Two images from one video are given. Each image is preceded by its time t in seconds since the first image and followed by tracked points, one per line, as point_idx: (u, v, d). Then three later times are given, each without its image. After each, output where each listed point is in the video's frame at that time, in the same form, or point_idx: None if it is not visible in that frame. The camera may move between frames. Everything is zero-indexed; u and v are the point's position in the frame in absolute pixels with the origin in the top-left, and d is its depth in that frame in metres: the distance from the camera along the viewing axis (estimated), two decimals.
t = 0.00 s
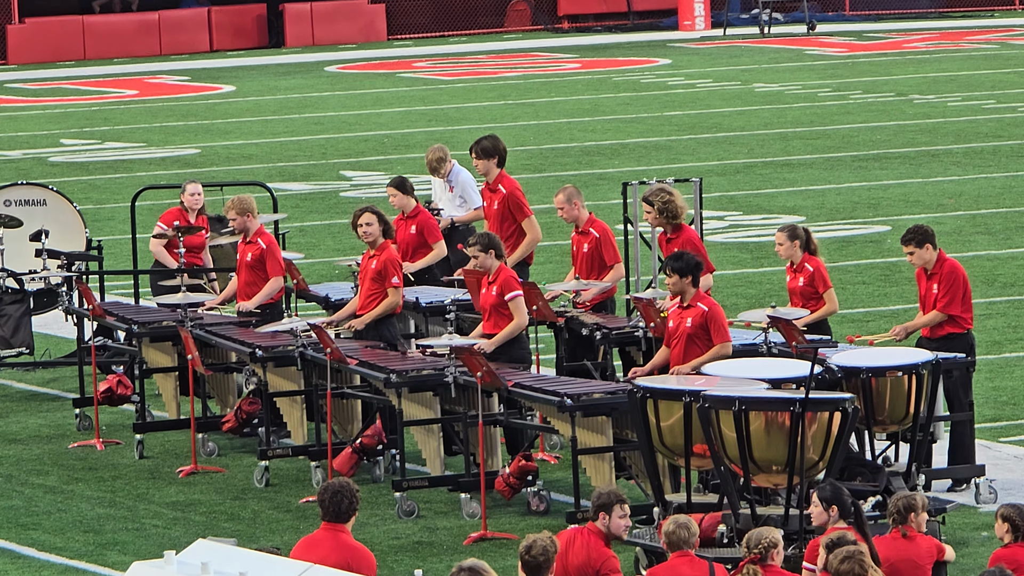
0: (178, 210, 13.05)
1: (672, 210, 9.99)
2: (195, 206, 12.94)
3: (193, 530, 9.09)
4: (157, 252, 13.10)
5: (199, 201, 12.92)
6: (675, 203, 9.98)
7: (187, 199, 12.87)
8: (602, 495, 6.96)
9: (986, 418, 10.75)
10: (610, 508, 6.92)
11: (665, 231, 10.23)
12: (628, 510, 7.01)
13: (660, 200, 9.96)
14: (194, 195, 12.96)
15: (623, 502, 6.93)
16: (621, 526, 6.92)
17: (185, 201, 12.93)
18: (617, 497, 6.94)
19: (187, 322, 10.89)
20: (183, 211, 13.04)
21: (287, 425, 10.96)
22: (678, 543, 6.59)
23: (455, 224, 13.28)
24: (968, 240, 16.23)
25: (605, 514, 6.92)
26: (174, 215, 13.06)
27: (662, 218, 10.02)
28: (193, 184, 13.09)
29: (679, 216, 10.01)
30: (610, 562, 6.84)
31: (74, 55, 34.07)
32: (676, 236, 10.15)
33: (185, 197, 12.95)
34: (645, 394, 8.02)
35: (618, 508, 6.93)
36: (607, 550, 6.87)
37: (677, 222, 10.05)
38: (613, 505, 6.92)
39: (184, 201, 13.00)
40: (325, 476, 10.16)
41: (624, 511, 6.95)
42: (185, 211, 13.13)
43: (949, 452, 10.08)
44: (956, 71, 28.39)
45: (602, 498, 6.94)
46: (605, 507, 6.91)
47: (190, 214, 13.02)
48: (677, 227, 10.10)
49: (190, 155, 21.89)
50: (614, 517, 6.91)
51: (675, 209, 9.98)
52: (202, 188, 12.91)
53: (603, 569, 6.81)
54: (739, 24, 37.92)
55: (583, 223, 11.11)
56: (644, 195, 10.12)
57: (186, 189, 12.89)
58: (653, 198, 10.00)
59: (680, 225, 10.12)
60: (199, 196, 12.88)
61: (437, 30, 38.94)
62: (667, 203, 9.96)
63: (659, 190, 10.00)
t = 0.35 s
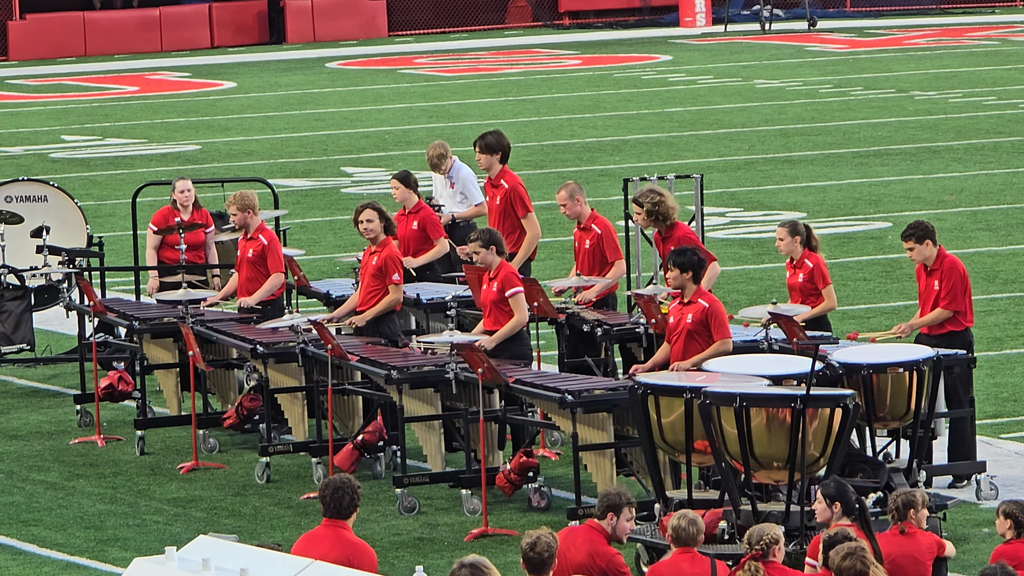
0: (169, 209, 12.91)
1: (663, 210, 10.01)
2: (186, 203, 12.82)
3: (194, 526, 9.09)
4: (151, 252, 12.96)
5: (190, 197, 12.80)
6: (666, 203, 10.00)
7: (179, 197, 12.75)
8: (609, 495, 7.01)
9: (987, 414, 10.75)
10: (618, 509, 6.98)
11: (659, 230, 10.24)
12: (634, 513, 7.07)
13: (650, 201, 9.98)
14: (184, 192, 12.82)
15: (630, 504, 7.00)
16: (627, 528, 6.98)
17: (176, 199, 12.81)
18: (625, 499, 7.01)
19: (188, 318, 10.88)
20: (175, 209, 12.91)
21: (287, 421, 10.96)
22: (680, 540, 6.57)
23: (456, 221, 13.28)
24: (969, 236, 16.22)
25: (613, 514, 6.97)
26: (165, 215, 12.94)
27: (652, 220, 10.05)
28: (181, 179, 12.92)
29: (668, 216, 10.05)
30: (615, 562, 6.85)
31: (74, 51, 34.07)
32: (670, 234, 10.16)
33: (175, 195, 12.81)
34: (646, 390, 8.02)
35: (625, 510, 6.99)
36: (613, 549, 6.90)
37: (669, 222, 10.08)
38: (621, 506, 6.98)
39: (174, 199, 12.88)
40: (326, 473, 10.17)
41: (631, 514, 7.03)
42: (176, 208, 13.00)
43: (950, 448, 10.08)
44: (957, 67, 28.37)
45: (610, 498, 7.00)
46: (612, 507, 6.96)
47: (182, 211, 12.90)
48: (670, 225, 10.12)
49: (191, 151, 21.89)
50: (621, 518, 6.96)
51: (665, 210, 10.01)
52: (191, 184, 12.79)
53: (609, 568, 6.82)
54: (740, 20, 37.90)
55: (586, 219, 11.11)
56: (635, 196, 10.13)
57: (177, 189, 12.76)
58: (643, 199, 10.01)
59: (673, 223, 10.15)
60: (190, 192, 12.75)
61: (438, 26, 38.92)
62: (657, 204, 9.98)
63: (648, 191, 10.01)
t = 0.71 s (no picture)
0: (164, 213, 12.90)
1: (660, 213, 10.03)
2: (181, 206, 12.82)
3: (196, 527, 9.09)
4: (151, 258, 12.95)
5: (184, 200, 12.81)
6: (663, 206, 10.03)
7: (174, 201, 12.75)
8: (611, 496, 6.98)
9: (988, 416, 10.74)
10: (621, 511, 6.94)
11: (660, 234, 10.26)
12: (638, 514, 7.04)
13: (647, 205, 10.02)
14: (178, 196, 12.82)
15: (634, 504, 6.96)
16: (630, 529, 6.95)
17: (170, 203, 12.81)
18: (629, 500, 6.96)
19: (190, 319, 10.88)
20: (169, 214, 12.90)
21: (289, 421, 10.96)
22: (685, 540, 6.57)
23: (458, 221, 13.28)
24: (971, 237, 16.23)
25: (616, 516, 6.94)
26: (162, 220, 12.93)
27: (650, 223, 10.06)
28: (175, 184, 12.92)
29: (666, 220, 10.06)
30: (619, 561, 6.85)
31: (76, 51, 34.08)
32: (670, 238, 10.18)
33: (169, 200, 12.81)
34: (647, 391, 8.01)
35: (629, 511, 6.95)
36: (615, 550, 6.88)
37: (667, 225, 10.09)
38: (624, 508, 6.94)
39: (169, 203, 12.87)
40: (328, 473, 10.16)
41: (634, 514, 6.99)
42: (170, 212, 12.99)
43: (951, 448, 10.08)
44: (959, 68, 28.38)
45: (613, 500, 6.97)
46: (616, 510, 6.93)
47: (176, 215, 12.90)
48: (669, 228, 10.13)
49: (192, 151, 21.90)
50: (625, 519, 6.94)
51: (663, 213, 10.03)
52: (185, 187, 12.78)
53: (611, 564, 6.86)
54: (742, 21, 37.91)
55: (588, 220, 11.11)
56: (632, 199, 10.16)
57: (171, 193, 12.75)
58: (641, 203, 10.04)
59: (673, 226, 10.16)
60: (185, 195, 12.76)
61: (439, 27, 38.92)
62: (654, 207, 10.02)
63: (646, 195, 10.05)
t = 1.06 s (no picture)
0: (161, 216, 12.88)
1: (659, 214, 10.02)
2: (178, 209, 12.80)
3: (197, 527, 9.09)
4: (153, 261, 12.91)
5: (181, 201, 12.78)
6: (661, 208, 10.02)
7: (171, 204, 12.71)
8: (618, 498, 6.96)
9: (989, 416, 10.74)
10: (627, 514, 6.93)
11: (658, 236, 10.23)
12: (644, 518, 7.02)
13: (645, 207, 9.99)
14: (175, 198, 12.79)
15: (639, 507, 6.94)
16: (635, 532, 6.94)
17: (167, 205, 12.78)
18: (635, 503, 6.96)
19: (191, 319, 10.87)
20: (166, 216, 12.88)
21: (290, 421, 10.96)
22: (686, 542, 6.57)
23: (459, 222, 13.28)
24: (972, 238, 16.23)
25: (621, 518, 6.93)
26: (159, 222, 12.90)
27: (649, 225, 10.04)
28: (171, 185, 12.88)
29: (664, 221, 10.04)
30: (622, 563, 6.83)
31: (77, 51, 34.07)
32: (668, 240, 10.16)
33: (165, 202, 12.77)
34: (648, 391, 8.01)
35: (635, 514, 6.95)
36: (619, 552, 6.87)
37: (665, 226, 10.07)
38: (630, 511, 6.93)
39: (166, 206, 12.83)
40: (329, 474, 10.16)
41: (640, 518, 6.98)
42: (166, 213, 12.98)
43: (952, 449, 10.08)
44: (960, 69, 28.37)
45: (619, 502, 6.95)
46: (621, 511, 6.92)
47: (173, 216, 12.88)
48: (667, 230, 10.11)
49: (193, 152, 21.89)
50: (629, 522, 6.93)
51: (661, 215, 10.02)
52: (181, 188, 12.74)
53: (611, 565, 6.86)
54: (743, 22, 37.90)
55: (588, 220, 11.09)
56: (631, 201, 10.13)
57: (167, 196, 12.71)
58: (638, 205, 10.01)
59: (671, 227, 10.14)
60: (182, 197, 12.73)
61: (441, 27, 38.92)
62: (652, 209, 10.00)
63: (644, 197, 10.02)
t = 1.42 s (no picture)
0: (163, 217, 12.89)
1: (658, 216, 10.03)
2: (179, 209, 12.80)
3: (196, 530, 9.09)
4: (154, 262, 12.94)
5: (183, 202, 12.79)
6: (660, 210, 10.03)
7: (172, 205, 12.70)
8: (616, 501, 6.99)
9: (989, 418, 10.74)
10: (626, 515, 6.96)
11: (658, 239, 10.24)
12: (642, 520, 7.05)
13: (645, 209, 10.02)
14: (176, 198, 12.79)
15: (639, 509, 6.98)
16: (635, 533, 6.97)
17: (168, 206, 12.78)
18: (634, 504, 7.00)
19: (190, 321, 10.88)
20: (168, 217, 12.91)
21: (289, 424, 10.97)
22: (686, 543, 6.58)
23: (458, 224, 13.29)
24: (971, 240, 16.24)
25: (621, 520, 6.96)
26: (160, 223, 12.91)
27: (649, 226, 10.06)
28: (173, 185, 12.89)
29: (663, 224, 10.05)
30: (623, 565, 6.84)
31: (76, 54, 34.06)
32: (667, 243, 10.16)
33: (167, 203, 12.78)
34: (648, 394, 8.01)
35: (634, 516, 6.99)
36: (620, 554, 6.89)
37: (665, 229, 10.08)
38: (629, 513, 6.96)
39: (167, 206, 12.84)
40: (328, 476, 10.15)
41: (639, 519, 7.03)
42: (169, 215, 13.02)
43: (953, 452, 10.08)
44: (960, 71, 28.39)
45: (617, 503, 6.98)
46: (620, 512, 6.95)
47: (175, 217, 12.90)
48: (667, 232, 10.12)
49: (193, 154, 21.88)
50: (631, 523, 6.97)
51: (661, 217, 10.03)
52: (183, 189, 12.74)
53: (613, 568, 6.83)
54: (743, 24, 37.91)
55: (589, 223, 11.10)
56: (630, 204, 10.16)
57: (169, 195, 12.71)
58: (637, 208, 10.06)
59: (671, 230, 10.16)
60: (182, 198, 12.73)
61: (440, 30, 38.95)
62: (652, 211, 10.02)
63: (643, 199, 10.06)
